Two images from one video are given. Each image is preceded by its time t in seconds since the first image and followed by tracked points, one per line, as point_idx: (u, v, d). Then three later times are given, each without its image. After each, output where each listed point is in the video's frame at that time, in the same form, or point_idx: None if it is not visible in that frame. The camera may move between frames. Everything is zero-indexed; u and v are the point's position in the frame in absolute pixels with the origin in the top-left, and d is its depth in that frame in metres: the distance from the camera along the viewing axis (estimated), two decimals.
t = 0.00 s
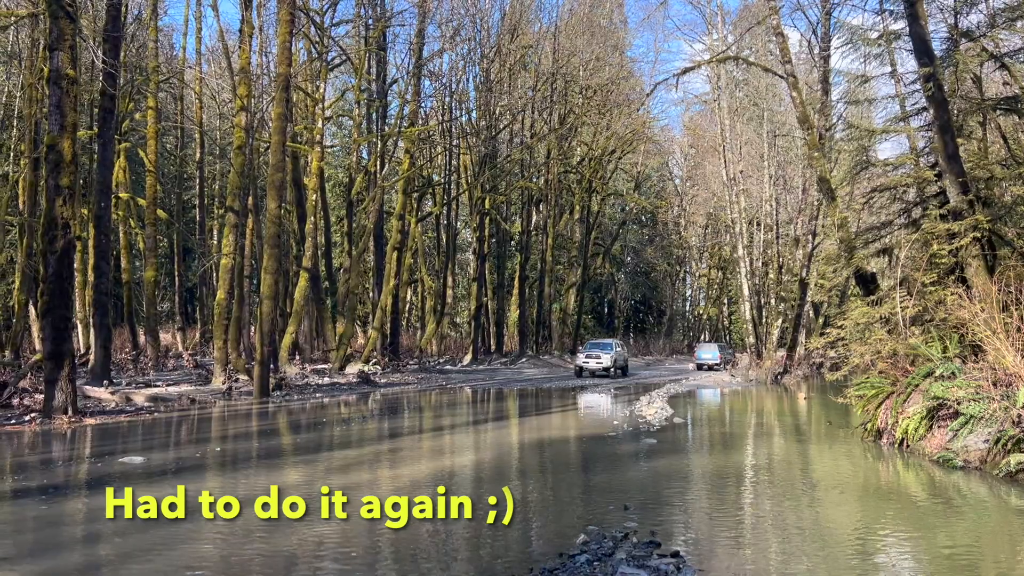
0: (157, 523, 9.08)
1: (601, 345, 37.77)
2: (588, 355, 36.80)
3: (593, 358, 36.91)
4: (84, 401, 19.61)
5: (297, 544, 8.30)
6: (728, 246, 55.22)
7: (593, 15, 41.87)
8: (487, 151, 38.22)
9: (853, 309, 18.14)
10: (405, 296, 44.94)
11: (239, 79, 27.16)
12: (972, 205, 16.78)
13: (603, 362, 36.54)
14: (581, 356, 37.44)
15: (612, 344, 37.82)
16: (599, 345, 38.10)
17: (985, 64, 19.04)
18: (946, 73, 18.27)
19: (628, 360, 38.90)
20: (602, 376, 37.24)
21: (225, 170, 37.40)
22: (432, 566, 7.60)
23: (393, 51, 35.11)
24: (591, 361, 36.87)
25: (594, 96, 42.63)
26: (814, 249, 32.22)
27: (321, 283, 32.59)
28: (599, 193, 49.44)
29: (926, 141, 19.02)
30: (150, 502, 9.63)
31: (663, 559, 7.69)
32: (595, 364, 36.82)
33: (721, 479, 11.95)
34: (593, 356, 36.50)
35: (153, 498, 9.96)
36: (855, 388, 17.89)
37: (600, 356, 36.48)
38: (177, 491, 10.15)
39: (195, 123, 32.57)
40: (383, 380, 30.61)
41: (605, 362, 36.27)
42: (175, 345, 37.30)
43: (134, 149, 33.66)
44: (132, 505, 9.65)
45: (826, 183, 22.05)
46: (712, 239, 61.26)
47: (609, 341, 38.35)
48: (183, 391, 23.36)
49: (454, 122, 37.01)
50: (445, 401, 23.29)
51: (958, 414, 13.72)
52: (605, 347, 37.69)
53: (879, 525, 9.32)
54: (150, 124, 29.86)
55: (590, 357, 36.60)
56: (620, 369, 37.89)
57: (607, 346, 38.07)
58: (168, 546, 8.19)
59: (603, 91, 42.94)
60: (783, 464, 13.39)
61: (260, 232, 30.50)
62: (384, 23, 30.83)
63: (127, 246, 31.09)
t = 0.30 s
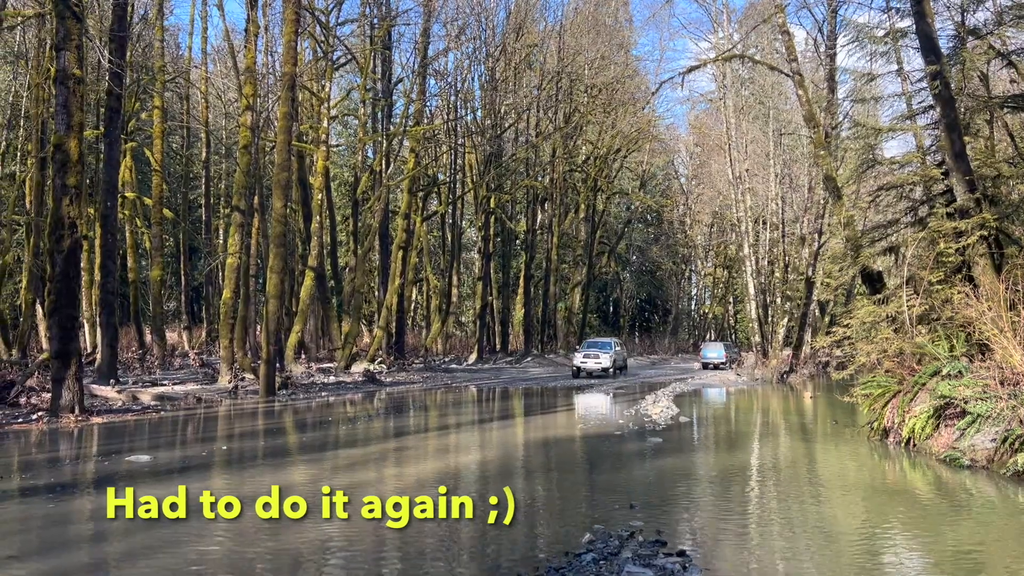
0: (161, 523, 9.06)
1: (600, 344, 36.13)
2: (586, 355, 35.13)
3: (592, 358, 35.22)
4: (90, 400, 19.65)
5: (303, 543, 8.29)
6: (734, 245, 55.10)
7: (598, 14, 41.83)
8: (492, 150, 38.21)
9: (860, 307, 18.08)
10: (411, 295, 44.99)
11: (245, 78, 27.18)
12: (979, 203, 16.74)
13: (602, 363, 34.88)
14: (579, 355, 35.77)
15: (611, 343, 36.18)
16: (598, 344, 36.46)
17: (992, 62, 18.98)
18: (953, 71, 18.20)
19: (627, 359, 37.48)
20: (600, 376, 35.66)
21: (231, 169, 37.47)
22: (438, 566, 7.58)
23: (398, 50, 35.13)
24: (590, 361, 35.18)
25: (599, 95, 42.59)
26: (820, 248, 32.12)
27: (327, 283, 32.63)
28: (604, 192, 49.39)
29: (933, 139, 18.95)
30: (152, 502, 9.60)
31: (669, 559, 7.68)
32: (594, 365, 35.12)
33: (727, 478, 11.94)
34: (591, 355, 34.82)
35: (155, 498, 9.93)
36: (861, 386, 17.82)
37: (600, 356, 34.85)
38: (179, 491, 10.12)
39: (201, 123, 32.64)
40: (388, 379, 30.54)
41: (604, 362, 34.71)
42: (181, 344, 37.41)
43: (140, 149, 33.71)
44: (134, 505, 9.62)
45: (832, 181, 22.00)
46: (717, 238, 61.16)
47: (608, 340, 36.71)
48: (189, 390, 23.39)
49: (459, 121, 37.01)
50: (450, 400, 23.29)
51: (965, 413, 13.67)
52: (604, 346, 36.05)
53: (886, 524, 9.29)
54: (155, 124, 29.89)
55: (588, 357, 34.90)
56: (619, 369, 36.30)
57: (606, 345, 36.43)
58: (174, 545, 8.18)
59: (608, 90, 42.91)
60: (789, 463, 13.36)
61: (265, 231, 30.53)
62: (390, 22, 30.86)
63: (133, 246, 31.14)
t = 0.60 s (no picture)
0: (168, 521, 9.05)
1: (599, 342, 33.77)
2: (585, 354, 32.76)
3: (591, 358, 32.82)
4: (99, 398, 19.72)
5: (311, 541, 8.28)
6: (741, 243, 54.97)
7: (604, 12, 41.75)
8: (499, 148, 38.19)
9: (867, 305, 18.03)
10: (417, 294, 45.04)
11: (251, 77, 27.22)
12: (987, 201, 16.69)
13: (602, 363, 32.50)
14: (576, 354, 33.53)
15: (610, 342, 33.85)
16: (596, 342, 34.11)
17: (1001, 59, 18.90)
18: (962, 68, 18.12)
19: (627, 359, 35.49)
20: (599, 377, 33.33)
21: (238, 169, 37.57)
22: (446, 564, 7.56)
23: (404, 49, 35.14)
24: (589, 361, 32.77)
25: (605, 93, 42.53)
26: (827, 246, 32.02)
27: (333, 281, 32.69)
28: (610, 190, 49.32)
29: (941, 136, 18.87)
30: (153, 502, 9.53)
31: (676, 557, 7.68)
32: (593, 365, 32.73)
33: (735, 477, 11.92)
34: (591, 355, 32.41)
35: (155, 497, 9.86)
36: (869, 384, 17.74)
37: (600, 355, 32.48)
38: (180, 491, 10.05)
39: (208, 122, 32.72)
40: (395, 378, 30.51)
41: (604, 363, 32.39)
42: (188, 342, 37.54)
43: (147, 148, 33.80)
44: (135, 505, 9.55)
45: (839, 179, 21.94)
46: (724, 236, 61.04)
47: (607, 338, 34.35)
48: (197, 388, 23.47)
49: (465, 119, 37.01)
50: (457, 398, 23.30)
51: (974, 412, 13.61)
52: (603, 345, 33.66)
53: (893, 523, 9.26)
54: (163, 123, 29.93)
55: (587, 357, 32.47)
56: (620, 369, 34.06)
57: (604, 344, 34.07)
58: (181, 544, 8.19)
59: (615, 88, 42.84)
60: (796, 462, 13.34)
61: (272, 230, 30.58)
62: (396, 21, 30.87)
63: (141, 244, 31.22)
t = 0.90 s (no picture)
0: (175, 519, 9.02)
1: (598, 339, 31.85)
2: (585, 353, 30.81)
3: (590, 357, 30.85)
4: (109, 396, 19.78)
5: (321, 538, 8.31)
6: (749, 241, 54.81)
7: (613, 9, 41.63)
8: (507, 146, 38.13)
9: (877, 303, 17.96)
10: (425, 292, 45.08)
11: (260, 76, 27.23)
12: (998, 198, 16.60)
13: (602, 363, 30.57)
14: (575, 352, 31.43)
15: (610, 339, 31.96)
16: (595, 340, 32.20)
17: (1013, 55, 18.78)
18: (973, 64, 18.02)
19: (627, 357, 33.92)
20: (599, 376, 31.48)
21: (247, 167, 37.66)
22: (455, 562, 7.57)
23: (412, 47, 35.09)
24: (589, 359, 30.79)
25: (614, 90, 42.44)
26: (836, 243, 31.88)
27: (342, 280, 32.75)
28: (618, 188, 49.24)
29: (951, 133, 18.77)
30: (164, 500, 9.57)
31: (685, 555, 7.70)
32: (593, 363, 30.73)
33: (743, 475, 11.89)
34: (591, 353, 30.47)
35: (156, 497, 9.73)
36: (878, 383, 17.66)
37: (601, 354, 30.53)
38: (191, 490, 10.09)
39: (217, 120, 32.78)
40: (403, 375, 30.52)
41: (606, 362, 30.55)
42: (197, 340, 37.66)
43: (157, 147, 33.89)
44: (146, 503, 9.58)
45: (848, 176, 21.86)
46: (733, 234, 60.88)
47: (606, 335, 32.45)
48: (206, 385, 23.54)
49: (473, 117, 36.99)
50: (465, 396, 23.30)
51: (984, 410, 13.54)
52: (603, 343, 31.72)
53: (903, 522, 9.23)
54: (172, 121, 29.97)
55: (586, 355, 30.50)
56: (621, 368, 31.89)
57: (604, 341, 32.15)
58: (192, 540, 8.23)
59: (623, 85, 42.73)
60: (806, 460, 13.30)
61: (281, 228, 30.62)
62: (404, 20, 30.87)
63: (150, 243, 31.32)
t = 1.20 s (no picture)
0: (186, 516, 9.07)
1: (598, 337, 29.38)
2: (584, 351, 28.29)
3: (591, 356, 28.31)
4: (120, 393, 19.88)
5: (330, 536, 8.32)
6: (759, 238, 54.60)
7: (622, 6, 41.57)
8: (516, 144, 38.08)
9: (888, 301, 17.88)
10: (434, 289, 45.15)
11: (270, 74, 27.30)
12: (1010, 195, 16.50)
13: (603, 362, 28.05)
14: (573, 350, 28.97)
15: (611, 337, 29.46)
16: (595, 337, 29.67)
17: None
18: (985, 60, 17.90)
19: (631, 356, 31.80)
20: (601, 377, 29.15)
21: (257, 166, 37.79)
22: (464, 560, 7.56)
23: (421, 45, 35.09)
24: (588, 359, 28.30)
25: (623, 88, 42.36)
26: (847, 241, 31.74)
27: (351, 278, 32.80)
28: (628, 185, 49.16)
29: (963, 130, 18.66)
30: (173, 498, 9.60)
31: (695, 553, 7.69)
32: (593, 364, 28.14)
33: (753, 474, 11.85)
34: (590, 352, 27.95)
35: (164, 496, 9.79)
36: (890, 381, 17.56)
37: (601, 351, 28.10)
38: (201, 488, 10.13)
39: (226, 118, 32.88)
40: (413, 373, 30.51)
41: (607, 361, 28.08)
42: (208, 338, 37.81)
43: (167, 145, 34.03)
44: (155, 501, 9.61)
45: (859, 173, 21.76)
46: (743, 231, 60.70)
47: (607, 332, 29.94)
48: (217, 383, 23.63)
49: (482, 115, 36.98)
50: (475, 394, 23.30)
51: (997, 408, 13.44)
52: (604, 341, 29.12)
53: (913, 521, 9.18)
54: (182, 120, 30.05)
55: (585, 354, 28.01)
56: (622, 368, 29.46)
57: (605, 339, 29.62)
58: (202, 538, 8.24)
59: (633, 83, 42.63)
60: (816, 459, 13.24)
61: (290, 226, 30.69)
62: (413, 18, 30.87)
63: (161, 241, 31.43)
